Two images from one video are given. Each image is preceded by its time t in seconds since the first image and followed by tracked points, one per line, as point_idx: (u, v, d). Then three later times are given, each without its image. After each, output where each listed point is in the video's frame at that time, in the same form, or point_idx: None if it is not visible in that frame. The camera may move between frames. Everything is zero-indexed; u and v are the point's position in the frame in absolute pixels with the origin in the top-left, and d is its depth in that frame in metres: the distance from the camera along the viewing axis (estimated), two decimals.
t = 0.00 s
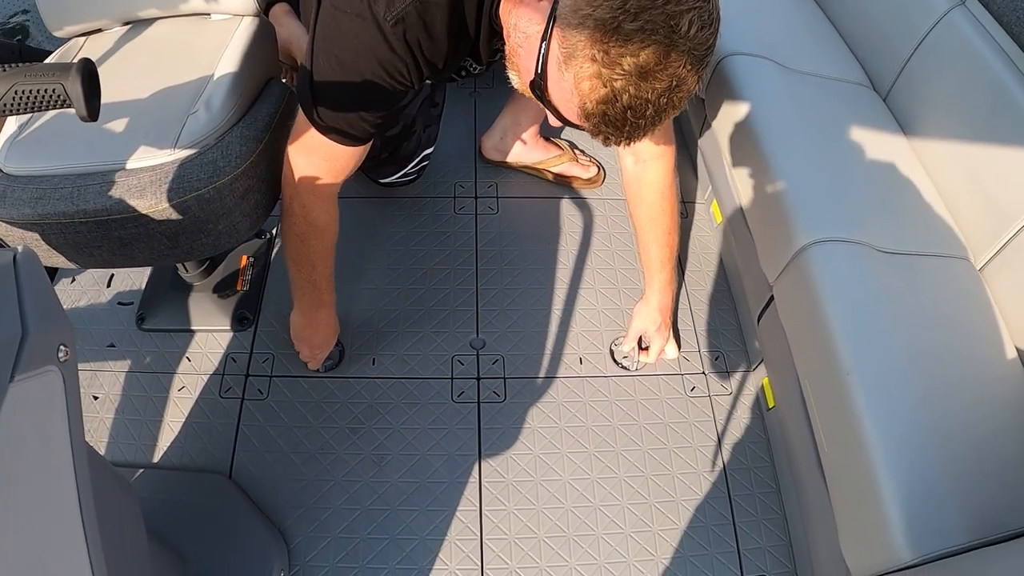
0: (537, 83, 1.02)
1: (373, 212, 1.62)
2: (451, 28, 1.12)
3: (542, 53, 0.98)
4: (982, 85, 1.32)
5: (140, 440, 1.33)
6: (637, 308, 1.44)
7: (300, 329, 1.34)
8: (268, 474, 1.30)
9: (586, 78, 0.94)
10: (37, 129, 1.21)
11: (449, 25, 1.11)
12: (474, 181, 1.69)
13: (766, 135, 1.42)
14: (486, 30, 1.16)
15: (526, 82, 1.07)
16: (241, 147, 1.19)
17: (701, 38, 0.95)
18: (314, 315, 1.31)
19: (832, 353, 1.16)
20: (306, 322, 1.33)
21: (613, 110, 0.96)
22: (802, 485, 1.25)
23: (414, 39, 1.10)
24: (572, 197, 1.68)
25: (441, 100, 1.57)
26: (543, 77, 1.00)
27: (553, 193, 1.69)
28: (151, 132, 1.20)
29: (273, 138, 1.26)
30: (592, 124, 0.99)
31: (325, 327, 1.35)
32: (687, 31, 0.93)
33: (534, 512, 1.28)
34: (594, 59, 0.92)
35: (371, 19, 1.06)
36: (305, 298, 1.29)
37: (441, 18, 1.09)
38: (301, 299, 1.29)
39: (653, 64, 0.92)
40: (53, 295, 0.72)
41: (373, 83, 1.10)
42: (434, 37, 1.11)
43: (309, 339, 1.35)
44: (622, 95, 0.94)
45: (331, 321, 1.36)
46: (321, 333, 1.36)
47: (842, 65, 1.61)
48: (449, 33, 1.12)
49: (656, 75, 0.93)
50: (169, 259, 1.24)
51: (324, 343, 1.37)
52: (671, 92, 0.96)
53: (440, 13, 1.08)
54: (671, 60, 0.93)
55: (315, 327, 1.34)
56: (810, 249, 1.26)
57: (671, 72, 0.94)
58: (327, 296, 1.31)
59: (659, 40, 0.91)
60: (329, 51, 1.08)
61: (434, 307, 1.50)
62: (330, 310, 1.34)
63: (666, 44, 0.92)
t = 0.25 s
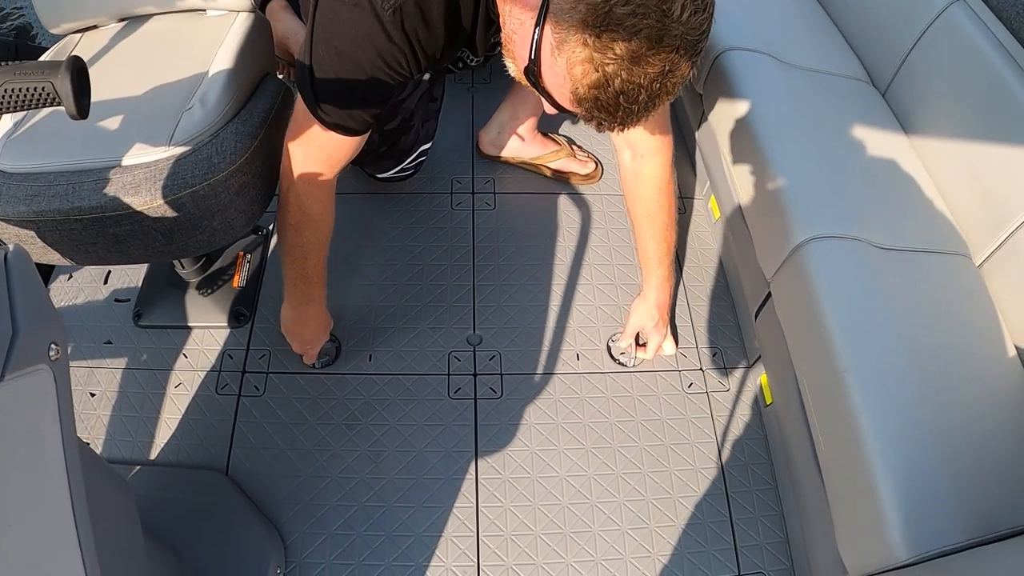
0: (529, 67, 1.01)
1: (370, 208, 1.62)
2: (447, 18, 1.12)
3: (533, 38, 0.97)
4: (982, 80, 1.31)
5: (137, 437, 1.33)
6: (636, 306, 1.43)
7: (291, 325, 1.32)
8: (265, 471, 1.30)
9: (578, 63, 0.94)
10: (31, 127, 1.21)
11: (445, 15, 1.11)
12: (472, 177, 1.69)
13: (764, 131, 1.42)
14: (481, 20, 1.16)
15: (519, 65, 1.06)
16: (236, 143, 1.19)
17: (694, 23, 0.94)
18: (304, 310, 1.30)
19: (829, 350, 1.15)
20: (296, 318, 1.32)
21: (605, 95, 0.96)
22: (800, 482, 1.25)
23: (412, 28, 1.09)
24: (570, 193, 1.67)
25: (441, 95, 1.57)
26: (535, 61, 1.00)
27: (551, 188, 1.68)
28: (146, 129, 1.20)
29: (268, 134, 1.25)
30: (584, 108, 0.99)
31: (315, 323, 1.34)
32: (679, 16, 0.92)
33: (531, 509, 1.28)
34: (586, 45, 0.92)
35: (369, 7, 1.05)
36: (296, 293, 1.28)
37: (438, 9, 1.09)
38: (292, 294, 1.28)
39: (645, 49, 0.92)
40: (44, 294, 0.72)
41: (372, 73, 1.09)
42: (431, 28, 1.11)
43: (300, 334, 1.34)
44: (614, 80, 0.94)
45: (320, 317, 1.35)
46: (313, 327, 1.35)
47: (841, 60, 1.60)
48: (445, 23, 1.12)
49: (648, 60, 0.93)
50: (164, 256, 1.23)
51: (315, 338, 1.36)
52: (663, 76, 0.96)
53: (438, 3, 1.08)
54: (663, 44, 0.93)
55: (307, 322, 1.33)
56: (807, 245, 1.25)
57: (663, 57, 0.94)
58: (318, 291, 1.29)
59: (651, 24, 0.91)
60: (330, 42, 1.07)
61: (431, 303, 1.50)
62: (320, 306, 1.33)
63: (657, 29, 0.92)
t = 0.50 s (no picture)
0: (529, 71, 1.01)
1: (370, 204, 1.62)
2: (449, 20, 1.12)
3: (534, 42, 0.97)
4: (982, 76, 1.31)
5: (137, 432, 1.33)
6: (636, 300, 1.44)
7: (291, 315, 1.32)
8: (265, 466, 1.30)
9: (578, 68, 0.94)
10: (31, 122, 1.21)
11: (447, 19, 1.11)
12: (472, 173, 1.69)
13: (765, 127, 1.42)
14: (482, 19, 1.17)
15: (518, 68, 1.06)
16: (236, 138, 1.19)
17: (692, 29, 0.95)
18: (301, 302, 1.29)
19: (829, 348, 1.15)
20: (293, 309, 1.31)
21: (605, 100, 0.96)
22: (799, 477, 1.25)
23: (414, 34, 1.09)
24: (570, 189, 1.67)
25: (441, 90, 1.57)
26: (535, 65, 1.00)
27: (551, 184, 1.68)
28: (146, 125, 1.20)
29: (268, 129, 1.25)
30: (584, 112, 0.99)
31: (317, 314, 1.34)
32: (677, 23, 0.93)
33: (530, 503, 1.28)
34: (586, 52, 0.92)
35: (372, 14, 1.06)
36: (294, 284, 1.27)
37: (440, 14, 1.10)
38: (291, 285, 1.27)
39: (644, 56, 0.92)
40: (45, 288, 0.72)
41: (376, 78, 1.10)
42: (432, 33, 1.11)
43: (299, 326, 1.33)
44: (613, 85, 0.94)
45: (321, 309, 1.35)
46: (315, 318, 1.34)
47: (842, 56, 1.60)
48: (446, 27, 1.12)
49: (648, 66, 0.93)
50: (164, 251, 1.24)
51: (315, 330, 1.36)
52: (661, 82, 0.96)
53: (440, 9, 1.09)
54: (662, 51, 0.93)
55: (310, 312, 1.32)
56: (807, 242, 1.25)
57: (662, 63, 0.94)
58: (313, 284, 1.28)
59: (651, 32, 0.91)
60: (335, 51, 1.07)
61: (431, 298, 1.50)
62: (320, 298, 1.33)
63: (656, 36, 0.92)
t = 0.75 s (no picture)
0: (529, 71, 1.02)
1: (374, 201, 1.62)
2: (444, 24, 1.14)
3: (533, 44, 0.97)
4: (984, 76, 1.31)
5: (142, 428, 1.34)
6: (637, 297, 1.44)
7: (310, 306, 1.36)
8: (270, 462, 1.31)
9: (578, 69, 0.94)
10: (38, 118, 1.22)
11: (443, 22, 1.12)
12: (475, 170, 1.69)
13: (767, 125, 1.43)
14: (478, 19, 1.18)
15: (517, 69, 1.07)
16: (243, 135, 1.20)
17: (687, 27, 0.95)
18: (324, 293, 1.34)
19: (831, 345, 1.16)
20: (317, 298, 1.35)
21: (605, 99, 0.97)
22: (802, 474, 1.26)
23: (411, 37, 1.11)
24: (573, 187, 1.68)
25: (441, 86, 1.55)
26: (534, 66, 1.00)
27: (554, 181, 1.69)
28: (154, 121, 1.20)
29: (275, 126, 1.26)
30: (584, 112, 1.00)
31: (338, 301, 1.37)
32: (673, 21, 0.93)
33: (534, 499, 1.29)
34: (584, 53, 0.92)
35: (369, 15, 1.06)
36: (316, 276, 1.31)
37: (435, 16, 1.10)
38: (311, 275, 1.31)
39: (642, 55, 0.93)
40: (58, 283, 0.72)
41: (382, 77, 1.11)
42: (428, 34, 1.12)
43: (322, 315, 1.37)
44: (613, 85, 0.95)
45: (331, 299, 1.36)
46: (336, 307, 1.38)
47: (844, 56, 1.61)
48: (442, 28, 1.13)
49: (646, 65, 0.94)
50: (170, 247, 1.24)
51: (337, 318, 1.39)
52: (659, 79, 0.97)
53: (437, 12, 1.10)
54: (659, 50, 0.94)
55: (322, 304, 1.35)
56: (810, 240, 1.26)
57: (659, 61, 0.95)
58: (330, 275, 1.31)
59: (647, 31, 0.92)
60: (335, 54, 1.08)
61: (435, 295, 1.50)
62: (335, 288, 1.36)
63: (653, 35, 0.92)
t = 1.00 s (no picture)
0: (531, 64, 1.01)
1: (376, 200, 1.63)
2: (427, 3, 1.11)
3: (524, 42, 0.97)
4: (985, 78, 1.32)
5: (144, 427, 1.34)
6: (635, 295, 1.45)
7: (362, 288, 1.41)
8: (272, 461, 1.31)
9: (561, 58, 0.91)
10: (42, 117, 1.22)
11: None
12: (477, 170, 1.70)
13: (769, 126, 1.43)
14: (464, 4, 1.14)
15: (519, 56, 1.05)
16: (246, 134, 1.20)
17: None
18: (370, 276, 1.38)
19: (832, 345, 1.16)
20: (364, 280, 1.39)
21: (598, 78, 0.92)
22: (802, 474, 1.26)
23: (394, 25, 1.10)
24: (575, 186, 1.68)
25: (443, 85, 1.55)
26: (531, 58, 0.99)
27: (556, 181, 1.69)
28: (157, 120, 1.20)
29: (278, 125, 1.26)
30: (587, 95, 0.96)
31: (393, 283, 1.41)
32: None
33: (536, 498, 1.29)
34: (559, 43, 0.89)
35: None
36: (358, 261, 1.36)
37: None
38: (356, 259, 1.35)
39: (614, 23, 0.86)
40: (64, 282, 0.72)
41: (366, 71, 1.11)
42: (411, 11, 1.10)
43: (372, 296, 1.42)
44: (598, 64, 0.90)
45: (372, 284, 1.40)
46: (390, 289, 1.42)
47: (845, 56, 1.61)
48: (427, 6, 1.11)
49: (621, 32, 0.87)
50: (173, 246, 1.24)
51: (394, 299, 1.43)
52: (647, 39, 0.90)
53: None
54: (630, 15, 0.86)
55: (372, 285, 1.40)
56: (811, 241, 1.26)
57: (635, 23, 0.88)
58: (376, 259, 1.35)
59: None
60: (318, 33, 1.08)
61: (437, 294, 1.51)
62: (389, 269, 1.39)
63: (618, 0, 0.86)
